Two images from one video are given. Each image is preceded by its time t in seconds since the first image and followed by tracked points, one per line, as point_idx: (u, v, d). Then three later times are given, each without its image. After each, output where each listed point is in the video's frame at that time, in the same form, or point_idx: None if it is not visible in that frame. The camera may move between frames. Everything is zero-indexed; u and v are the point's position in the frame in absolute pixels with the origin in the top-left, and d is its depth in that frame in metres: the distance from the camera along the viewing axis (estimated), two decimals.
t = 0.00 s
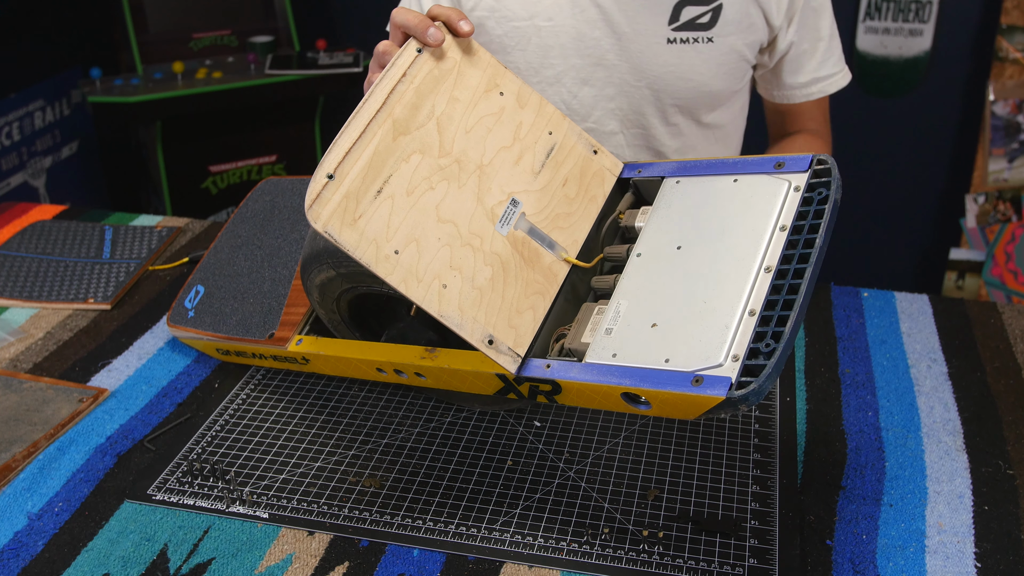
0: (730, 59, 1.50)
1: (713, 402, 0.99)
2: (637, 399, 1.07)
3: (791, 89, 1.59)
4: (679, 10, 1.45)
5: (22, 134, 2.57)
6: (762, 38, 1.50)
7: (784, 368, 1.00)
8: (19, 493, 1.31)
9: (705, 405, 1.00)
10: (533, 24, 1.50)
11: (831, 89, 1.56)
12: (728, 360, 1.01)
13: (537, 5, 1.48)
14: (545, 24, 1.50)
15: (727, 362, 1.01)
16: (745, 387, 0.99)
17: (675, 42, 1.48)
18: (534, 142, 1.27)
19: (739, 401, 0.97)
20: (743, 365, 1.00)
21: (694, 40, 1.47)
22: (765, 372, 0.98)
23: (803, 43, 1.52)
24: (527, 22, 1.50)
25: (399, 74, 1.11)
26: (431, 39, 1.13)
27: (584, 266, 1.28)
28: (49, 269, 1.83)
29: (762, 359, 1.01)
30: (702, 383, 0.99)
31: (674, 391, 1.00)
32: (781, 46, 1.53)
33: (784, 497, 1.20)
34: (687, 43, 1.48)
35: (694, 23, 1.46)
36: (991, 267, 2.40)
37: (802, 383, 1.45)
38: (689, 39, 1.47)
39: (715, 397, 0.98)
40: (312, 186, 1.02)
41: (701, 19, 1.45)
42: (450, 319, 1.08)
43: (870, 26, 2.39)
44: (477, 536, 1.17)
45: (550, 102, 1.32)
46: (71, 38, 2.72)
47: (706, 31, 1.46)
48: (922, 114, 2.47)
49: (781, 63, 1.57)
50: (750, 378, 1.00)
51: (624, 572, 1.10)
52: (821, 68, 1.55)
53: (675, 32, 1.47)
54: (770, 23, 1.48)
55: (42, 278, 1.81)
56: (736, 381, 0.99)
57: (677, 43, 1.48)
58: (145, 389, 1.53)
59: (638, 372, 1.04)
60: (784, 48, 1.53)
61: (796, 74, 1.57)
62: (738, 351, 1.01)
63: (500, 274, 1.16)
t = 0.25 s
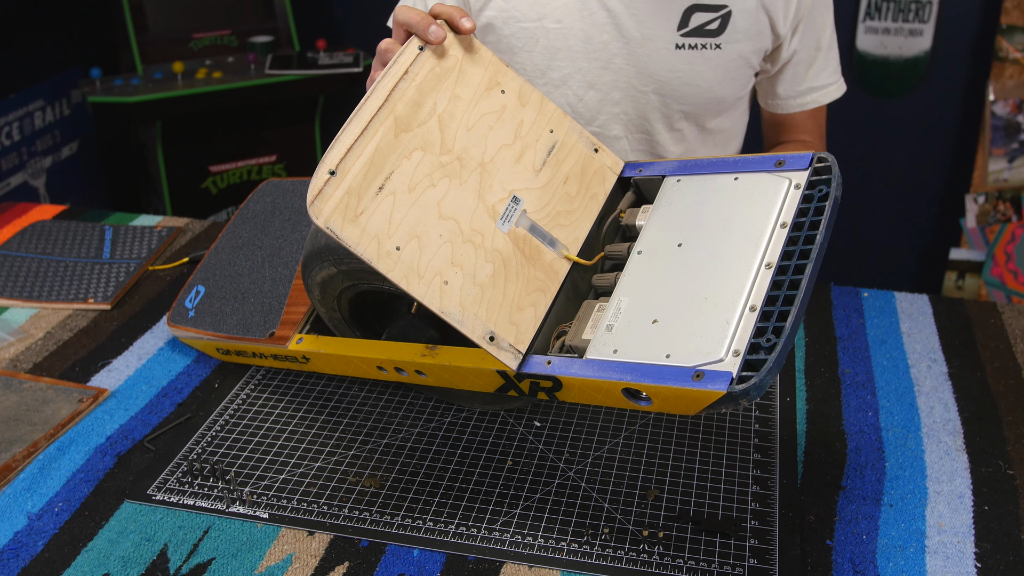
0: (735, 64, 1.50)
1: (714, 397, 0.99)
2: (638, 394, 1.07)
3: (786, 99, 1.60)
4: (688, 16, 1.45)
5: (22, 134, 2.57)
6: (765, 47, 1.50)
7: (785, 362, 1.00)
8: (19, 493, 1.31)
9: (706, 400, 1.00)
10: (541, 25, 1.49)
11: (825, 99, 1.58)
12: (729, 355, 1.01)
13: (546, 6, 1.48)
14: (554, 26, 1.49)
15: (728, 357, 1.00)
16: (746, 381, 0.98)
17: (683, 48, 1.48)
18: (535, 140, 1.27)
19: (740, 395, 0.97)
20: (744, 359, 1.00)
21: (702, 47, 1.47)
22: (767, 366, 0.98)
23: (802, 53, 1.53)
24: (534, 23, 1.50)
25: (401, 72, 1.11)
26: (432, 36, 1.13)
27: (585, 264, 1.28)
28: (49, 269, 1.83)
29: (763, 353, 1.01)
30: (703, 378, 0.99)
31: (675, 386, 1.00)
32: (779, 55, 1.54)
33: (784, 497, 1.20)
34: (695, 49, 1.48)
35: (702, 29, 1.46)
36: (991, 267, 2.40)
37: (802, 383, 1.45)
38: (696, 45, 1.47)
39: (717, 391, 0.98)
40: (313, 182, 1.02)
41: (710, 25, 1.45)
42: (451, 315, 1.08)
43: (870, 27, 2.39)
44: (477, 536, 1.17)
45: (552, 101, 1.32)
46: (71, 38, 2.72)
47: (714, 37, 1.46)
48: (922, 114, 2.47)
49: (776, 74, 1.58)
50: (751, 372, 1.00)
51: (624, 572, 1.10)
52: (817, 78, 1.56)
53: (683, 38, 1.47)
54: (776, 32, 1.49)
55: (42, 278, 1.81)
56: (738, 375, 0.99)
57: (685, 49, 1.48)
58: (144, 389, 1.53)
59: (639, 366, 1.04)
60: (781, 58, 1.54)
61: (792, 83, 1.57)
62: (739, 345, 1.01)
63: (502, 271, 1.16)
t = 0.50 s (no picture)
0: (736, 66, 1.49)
1: (714, 395, 0.99)
2: (638, 393, 1.07)
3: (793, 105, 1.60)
4: (691, 18, 1.44)
5: (22, 134, 2.57)
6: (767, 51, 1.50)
7: (785, 360, 1.01)
8: (19, 493, 1.31)
9: (706, 398, 1.00)
10: (542, 25, 1.50)
11: (833, 101, 1.56)
12: (729, 354, 1.01)
13: (548, 7, 1.48)
14: (554, 26, 1.49)
15: (728, 356, 1.00)
16: (746, 379, 0.98)
17: (685, 50, 1.48)
18: (538, 140, 1.27)
19: (740, 393, 0.98)
20: (744, 358, 1.01)
21: (703, 49, 1.47)
22: (767, 364, 0.98)
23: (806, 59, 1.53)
24: (537, 23, 1.50)
25: (404, 69, 1.11)
26: (436, 34, 1.13)
27: (585, 264, 1.28)
28: (49, 269, 1.83)
29: (763, 351, 1.01)
30: (703, 376, 0.99)
31: (675, 384, 1.00)
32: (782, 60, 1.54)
33: (784, 497, 1.20)
34: (696, 52, 1.47)
35: (704, 31, 1.45)
36: (991, 267, 2.40)
37: (802, 383, 1.45)
38: (698, 47, 1.47)
39: (717, 389, 0.98)
40: (314, 178, 1.02)
41: (712, 28, 1.44)
42: (450, 312, 1.08)
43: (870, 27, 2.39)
44: (477, 536, 1.17)
45: (556, 101, 1.32)
46: (71, 39, 2.72)
47: (715, 40, 1.45)
48: (922, 114, 2.47)
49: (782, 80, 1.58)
50: (752, 370, 1.00)
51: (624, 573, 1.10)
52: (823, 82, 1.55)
53: (685, 40, 1.46)
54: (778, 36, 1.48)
55: (42, 278, 1.81)
56: (738, 373, 0.99)
57: (687, 51, 1.48)
58: (144, 389, 1.53)
59: (639, 365, 1.04)
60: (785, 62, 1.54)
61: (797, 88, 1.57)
62: (740, 344, 1.02)
63: (502, 270, 1.16)
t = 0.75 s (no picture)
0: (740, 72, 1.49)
1: (713, 398, 0.99)
2: (637, 395, 1.07)
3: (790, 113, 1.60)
4: (697, 22, 1.45)
5: (22, 134, 2.57)
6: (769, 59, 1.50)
7: (785, 363, 1.01)
8: (19, 493, 1.31)
9: (706, 401, 1.00)
10: (548, 23, 1.49)
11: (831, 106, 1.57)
12: (729, 356, 1.01)
13: (554, 4, 1.48)
14: (560, 24, 1.49)
15: (727, 358, 1.00)
16: (746, 383, 0.98)
17: (690, 53, 1.47)
18: (536, 141, 1.27)
19: (740, 397, 0.98)
20: (744, 361, 1.01)
21: (707, 54, 1.47)
22: (766, 368, 0.98)
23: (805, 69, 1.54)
24: (542, 21, 1.49)
25: (401, 72, 1.11)
26: (432, 35, 1.13)
27: (584, 265, 1.28)
28: (49, 269, 1.83)
29: (763, 354, 1.01)
30: (702, 379, 0.99)
31: (675, 388, 1.00)
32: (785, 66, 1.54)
33: (784, 497, 1.20)
34: (701, 55, 1.47)
35: (709, 36, 1.45)
36: (991, 267, 2.40)
37: (802, 383, 1.45)
38: (703, 51, 1.47)
39: (716, 393, 0.98)
40: (313, 183, 1.02)
41: (717, 33, 1.45)
42: (450, 316, 1.08)
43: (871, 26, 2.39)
44: (477, 536, 1.17)
45: (553, 101, 1.32)
46: (71, 39, 2.72)
47: (720, 45, 1.46)
48: (922, 114, 2.47)
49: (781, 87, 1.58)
50: (751, 374, 1.00)
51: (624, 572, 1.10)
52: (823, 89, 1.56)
53: (690, 43, 1.46)
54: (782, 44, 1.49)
55: (42, 278, 1.81)
56: (737, 377, 0.99)
57: (691, 55, 1.47)
58: (144, 389, 1.53)
59: (638, 368, 1.04)
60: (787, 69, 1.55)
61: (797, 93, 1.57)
62: (739, 347, 1.01)
63: (501, 272, 1.16)
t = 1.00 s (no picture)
0: (749, 86, 1.50)
1: (714, 395, 0.99)
2: (638, 393, 1.07)
3: (775, 131, 1.62)
4: (714, 33, 1.44)
5: (22, 134, 2.57)
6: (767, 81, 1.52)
7: (786, 359, 1.00)
8: (19, 493, 1.31)
9: (707, 398, 1.00)
10: (568, 23, 1.47)
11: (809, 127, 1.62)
12: (730, 353, 1.01)
13: (575, 4, 1.45)
14: (581, 24, 1.46)
15: (728, 355, 1.00)
16: (746, 379, 0.98)
17: (703, 63, 1.47)
18: (537, 139, 1.27)
19: (741, 392, 0.97)
20: (745, 357, 1.00)
21: (721, 65, 1.46)
22: (767, 363, 0.98)
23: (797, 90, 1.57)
24: (561, 21, 1.47)
25: (403, 69, 1.11)
26: (433, 32, 1.13)
27: (585, 264, 1.29)
28: (49, 269, 1.83)
29: (765, 349, 1.01)
30: (703, 376, 0.99)
31: (676, 384, 1.00)
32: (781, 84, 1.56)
33: (784, 497, 1.20)
34: (715, 67, 1.47)
35: (725, 48, 1.45)
36: (991, 267, 2.40)
37: (802, 383, 1.45)
38: (716, 63, 1.46)
39: (717, 389, 0.98)
40: (315, 179, 1.02)
41: (732, 46, 1.44)
42: (451, 314, 1.08)
43: (871, 26, 2.39)
44: (477, 536, 1.17)
45: (553, 100, 1.32)
46: (72, 39, 2.72)
47: (733, 57, 1.45)
48: (922, 114, 2.47)
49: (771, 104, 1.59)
50: (752, 370, 1.00)
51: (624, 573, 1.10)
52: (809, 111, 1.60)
53: (705, 54, 1.45)
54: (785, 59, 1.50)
55: (42, 278, 1.81)
56: (738, 373, 0.99)
57: (706, 65, 1.47)
58: (144, 389, 1.53)
59: (639, 365, 1.04)
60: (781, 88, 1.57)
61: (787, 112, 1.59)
62: (740, 343, 1.01)
63: (502, 269, 1.16)
